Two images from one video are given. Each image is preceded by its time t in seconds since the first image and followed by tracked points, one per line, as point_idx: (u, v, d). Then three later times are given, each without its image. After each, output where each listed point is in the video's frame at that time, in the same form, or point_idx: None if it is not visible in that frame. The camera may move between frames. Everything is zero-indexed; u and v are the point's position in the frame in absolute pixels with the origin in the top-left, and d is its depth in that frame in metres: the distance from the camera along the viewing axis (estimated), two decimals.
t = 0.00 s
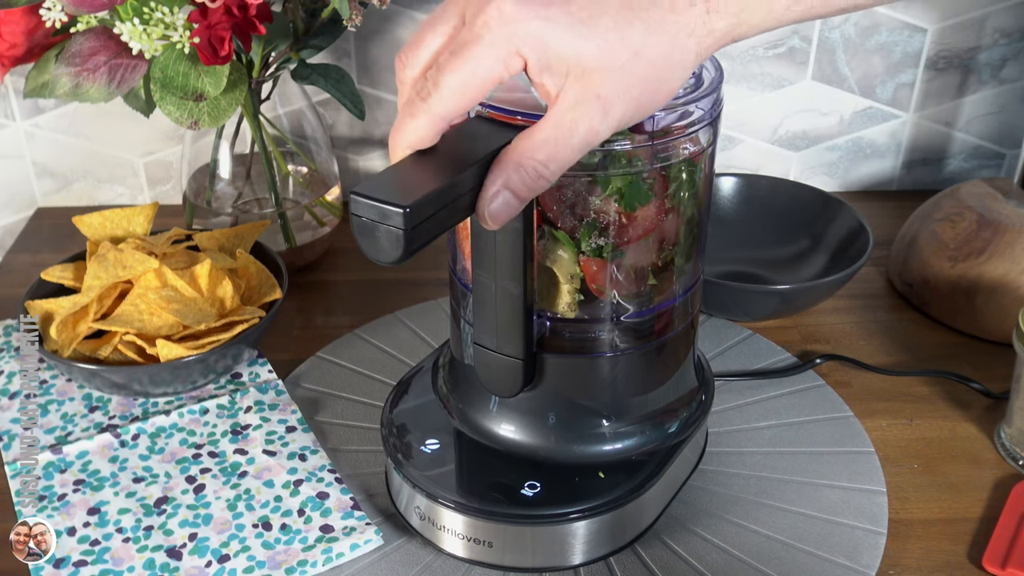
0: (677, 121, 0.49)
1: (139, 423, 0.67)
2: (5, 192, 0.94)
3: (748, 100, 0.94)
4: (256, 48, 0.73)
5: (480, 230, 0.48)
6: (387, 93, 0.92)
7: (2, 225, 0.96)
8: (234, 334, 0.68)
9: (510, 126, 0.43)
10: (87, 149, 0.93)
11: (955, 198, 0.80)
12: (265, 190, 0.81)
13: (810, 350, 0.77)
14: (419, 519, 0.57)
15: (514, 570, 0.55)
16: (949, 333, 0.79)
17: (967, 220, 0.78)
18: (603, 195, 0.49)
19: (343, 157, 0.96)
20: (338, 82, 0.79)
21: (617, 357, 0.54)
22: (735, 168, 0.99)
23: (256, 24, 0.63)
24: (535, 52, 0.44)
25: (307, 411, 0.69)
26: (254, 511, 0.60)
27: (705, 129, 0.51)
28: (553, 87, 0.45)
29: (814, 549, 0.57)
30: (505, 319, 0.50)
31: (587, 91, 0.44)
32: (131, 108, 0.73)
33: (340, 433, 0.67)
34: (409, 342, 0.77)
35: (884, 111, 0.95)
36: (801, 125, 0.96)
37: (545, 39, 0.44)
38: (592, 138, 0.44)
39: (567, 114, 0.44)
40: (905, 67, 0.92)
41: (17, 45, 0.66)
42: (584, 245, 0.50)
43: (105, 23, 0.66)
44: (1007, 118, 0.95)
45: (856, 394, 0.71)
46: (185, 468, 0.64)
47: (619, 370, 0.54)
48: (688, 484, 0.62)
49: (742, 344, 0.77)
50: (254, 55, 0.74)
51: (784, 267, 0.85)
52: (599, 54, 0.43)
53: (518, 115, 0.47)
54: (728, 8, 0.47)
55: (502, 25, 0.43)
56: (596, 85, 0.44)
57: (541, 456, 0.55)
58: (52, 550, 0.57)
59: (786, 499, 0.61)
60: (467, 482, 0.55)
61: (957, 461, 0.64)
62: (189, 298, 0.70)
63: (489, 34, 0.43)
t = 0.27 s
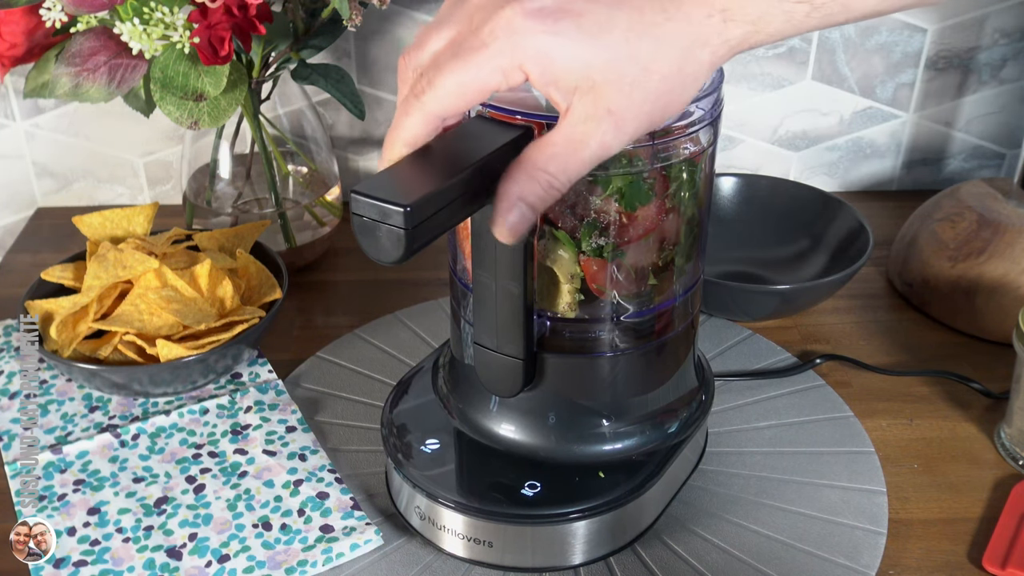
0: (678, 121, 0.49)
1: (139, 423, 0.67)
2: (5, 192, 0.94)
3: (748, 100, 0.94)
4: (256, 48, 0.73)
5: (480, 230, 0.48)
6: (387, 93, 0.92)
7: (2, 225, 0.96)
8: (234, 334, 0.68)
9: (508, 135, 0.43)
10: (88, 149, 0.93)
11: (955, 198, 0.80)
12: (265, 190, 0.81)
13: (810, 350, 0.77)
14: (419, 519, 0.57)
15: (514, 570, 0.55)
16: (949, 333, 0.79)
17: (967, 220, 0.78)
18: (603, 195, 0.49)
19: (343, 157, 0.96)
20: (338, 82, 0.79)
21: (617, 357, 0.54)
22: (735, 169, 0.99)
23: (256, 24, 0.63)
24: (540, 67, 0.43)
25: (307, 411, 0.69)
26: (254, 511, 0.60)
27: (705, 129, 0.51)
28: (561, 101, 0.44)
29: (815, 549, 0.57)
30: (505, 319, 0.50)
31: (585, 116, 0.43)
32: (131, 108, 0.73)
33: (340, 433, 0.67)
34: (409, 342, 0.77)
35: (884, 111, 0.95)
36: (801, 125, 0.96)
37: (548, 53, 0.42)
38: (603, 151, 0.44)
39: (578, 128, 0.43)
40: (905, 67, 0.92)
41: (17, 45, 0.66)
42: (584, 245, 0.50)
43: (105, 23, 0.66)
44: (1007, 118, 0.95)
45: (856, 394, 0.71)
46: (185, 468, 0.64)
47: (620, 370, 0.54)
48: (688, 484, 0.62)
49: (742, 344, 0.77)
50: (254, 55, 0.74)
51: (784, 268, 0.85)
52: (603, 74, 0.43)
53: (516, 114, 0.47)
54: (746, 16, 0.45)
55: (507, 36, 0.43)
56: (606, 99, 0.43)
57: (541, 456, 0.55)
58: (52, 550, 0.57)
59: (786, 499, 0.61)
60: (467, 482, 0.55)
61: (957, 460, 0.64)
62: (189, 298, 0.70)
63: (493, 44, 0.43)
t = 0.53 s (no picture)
0: (678, 120, 0.49)
1: (138, 423, 0.67)
2: (5, 192, 0.94)
3: (748, 100, 0.94)
4: (256, 48, 0.73)
5: (480, 230, 0.48)
6: (387, 93, 0.92)
7: (2, 225, 0.96)
8: (234, 334, 0.68)
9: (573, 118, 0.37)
10: (88, 149, 0.93)
11: (955, 198, 0.80)
12: (265, 190, 0.81)
13: (810, 350, 0.77)
14: (419, 519, 0.57)
15: (514, 570, 0.55)
16: (948, 333, 0.79)
17: (967, 220, 0.78)
18: (603, 195, 0.49)
19: (343, 157, 0.96)
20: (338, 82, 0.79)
21: (617, 357, 0.54)
22: (735, 168, 0.99)
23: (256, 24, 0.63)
24: (625, 80, 0.37)
25: (307, 411, 0.69)
26: (254, 511, 0.60)
27: (705, 129, 0.51)
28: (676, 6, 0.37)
29: (815, 549, 0.57)
30: (505, 319, 0.50)
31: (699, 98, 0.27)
32: (131, 108, 0.73)
33: (340, 433, 0.67)
34: (409, 342, 0.77)
35: (884, 111, 0.95)
36: (801, 125, 0.96)
37: (638, 67, 0.37)
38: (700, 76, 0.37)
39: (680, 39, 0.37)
40: (905, 66, 0.92)
41: (17, 45, 0.66)
42: (584, 245, 0.50)
43: (105, 22, 0.66)
44: (1007, 118, 0.95)
45: (856, 394, 0.71)
46: (185, 468, 0.63)
47: (619, 371, 0.54)
48: (688, 484, 0.62)
49: (742, 344, 0.77)
50: (254, 55, 0.74)
51: (785, 268, 0.85)
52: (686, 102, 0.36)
53: (512, 111, 0.47)
54: None
55: None
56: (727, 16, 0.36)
57: (541, 456, 0.55)
58: (52, 549, 0.57)
59: (786, 499, 0.61)
60: (467, 482, 0.55)
61: (958, 460, 0.64)
62: (190, 298, 0.70)
63: None
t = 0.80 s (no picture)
0: (678, 121, 0.49)
1: (139, 423, 0.67)
2: (5, 192, 0.94)
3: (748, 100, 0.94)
4: (256, 48, 0.73)
5: (480, 230, 0.48)
6: (387, 92, 0.92)
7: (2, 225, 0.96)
8: (234, 334, 0.68)
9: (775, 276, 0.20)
10: (88, 149, 0.93)
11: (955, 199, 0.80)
12: (265, 190, 0.81)
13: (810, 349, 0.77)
14: (419, 519, 0.57)
15: (514, 571, 0.55)
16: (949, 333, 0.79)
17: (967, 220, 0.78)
18: (603, 195, 0.49)
19: (343, 157, 0.96)
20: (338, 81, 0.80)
21: (617, 357, 0.54)
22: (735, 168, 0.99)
23: (256, 24, 0.63)
24: None
25: (307, 410, 0.69)
26: (254, 511, 0.60)
27: (705, 129, 0.51)
28: None
29: (814, 549, 0.57)
30: (505, 319, 0.50)
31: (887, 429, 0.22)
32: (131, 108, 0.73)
33: (340, 433, 0.67)
34: (409, 342, 0.77)
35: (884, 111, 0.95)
36: (801, 125, 0.96)
37: None
38: None
39: None
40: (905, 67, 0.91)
41: (17, 45, 0.66)
42: (584, 245, 0.50)
43: (105, 22, 0.66)
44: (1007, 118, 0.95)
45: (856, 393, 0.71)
46: (185, 468, 0.63)
47: (619, 371, 0.54)
48: (688, 484, 0.62)
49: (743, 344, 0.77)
50: (254, 55, 0.74)
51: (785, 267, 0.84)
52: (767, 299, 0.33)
53: (511, 113, 0.48)
54: None
55: None
56: None
57: (541, 456, 0.55)
58: (52, 549, 0.57)
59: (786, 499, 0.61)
60: (467, 482, 0.55)
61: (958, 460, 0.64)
62: (190, 298, 0.70)
63: None
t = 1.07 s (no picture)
0: (678, 121, 0.49)
1: (139, 423, 0.67)
2: (6, 192, 0.94)
3: (748, 100, 0.94)
4: (256, 48, 0.73)
5: (480, 230, 0.48)
6: (387, 93, 0.92)
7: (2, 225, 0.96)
8: (234, 334, 0.68)
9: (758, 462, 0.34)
10: (88, 149, 0.93)
11: (954, 198, 0.80)
12: (265, 190, 0.81)
13: (810, 349, 0.77)
14: (419, 519, 0.57)
15: (514, 570, 0.55)
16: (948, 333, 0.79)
17: (967, 219, 0.77)
18: (603, 195, 0.49)
19: (343, 157, 0.96)
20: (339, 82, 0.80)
21: (618, 357, 0.54)
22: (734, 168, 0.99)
23: (256, 24, 0.63)
24: None
25: (307, 410, 0.69)
26: (254, 511, 0.60)
27: (705, 129, 0.51)
28: None
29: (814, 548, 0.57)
30: (505, 319, 0.50)
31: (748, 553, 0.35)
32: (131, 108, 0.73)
33: (340, 433, 0.67)
34: (409, 342, 0.77)
35: (884, 111, 0.95)
36: (801, 125, 0.96)
37: None
38: None
39: None
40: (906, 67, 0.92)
41: (17, 45, 0.66)
42: (584, 245, 0.50)
43: (105, 23, 0.66)
44: (1007, 118, 0.95)
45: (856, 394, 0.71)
46: (185, 468, 0.64)
47: (620, 371, 0.54)
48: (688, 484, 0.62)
49: (743, 344, 0.77)
50: (253, 55, 0.73)
51: (785, 267, 0.84)
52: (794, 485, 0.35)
53: (511, 113, 0.48)
54: None
55: None
56: None
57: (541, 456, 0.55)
58: (52, 549, 0.57)
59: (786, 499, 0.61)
60: (467, 482, 0.55)
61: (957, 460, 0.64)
62: (190, 298, 0.70)
63: None
